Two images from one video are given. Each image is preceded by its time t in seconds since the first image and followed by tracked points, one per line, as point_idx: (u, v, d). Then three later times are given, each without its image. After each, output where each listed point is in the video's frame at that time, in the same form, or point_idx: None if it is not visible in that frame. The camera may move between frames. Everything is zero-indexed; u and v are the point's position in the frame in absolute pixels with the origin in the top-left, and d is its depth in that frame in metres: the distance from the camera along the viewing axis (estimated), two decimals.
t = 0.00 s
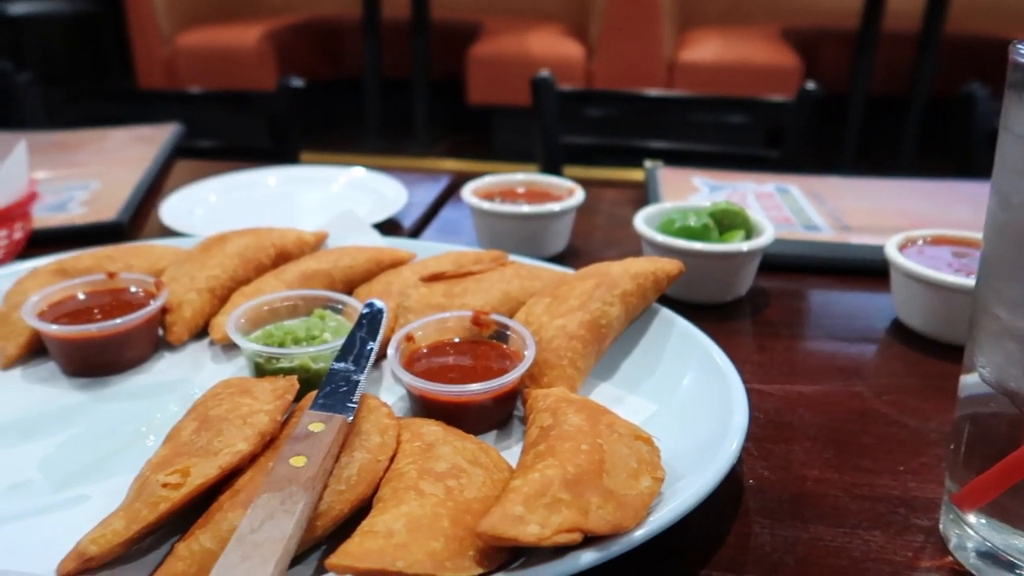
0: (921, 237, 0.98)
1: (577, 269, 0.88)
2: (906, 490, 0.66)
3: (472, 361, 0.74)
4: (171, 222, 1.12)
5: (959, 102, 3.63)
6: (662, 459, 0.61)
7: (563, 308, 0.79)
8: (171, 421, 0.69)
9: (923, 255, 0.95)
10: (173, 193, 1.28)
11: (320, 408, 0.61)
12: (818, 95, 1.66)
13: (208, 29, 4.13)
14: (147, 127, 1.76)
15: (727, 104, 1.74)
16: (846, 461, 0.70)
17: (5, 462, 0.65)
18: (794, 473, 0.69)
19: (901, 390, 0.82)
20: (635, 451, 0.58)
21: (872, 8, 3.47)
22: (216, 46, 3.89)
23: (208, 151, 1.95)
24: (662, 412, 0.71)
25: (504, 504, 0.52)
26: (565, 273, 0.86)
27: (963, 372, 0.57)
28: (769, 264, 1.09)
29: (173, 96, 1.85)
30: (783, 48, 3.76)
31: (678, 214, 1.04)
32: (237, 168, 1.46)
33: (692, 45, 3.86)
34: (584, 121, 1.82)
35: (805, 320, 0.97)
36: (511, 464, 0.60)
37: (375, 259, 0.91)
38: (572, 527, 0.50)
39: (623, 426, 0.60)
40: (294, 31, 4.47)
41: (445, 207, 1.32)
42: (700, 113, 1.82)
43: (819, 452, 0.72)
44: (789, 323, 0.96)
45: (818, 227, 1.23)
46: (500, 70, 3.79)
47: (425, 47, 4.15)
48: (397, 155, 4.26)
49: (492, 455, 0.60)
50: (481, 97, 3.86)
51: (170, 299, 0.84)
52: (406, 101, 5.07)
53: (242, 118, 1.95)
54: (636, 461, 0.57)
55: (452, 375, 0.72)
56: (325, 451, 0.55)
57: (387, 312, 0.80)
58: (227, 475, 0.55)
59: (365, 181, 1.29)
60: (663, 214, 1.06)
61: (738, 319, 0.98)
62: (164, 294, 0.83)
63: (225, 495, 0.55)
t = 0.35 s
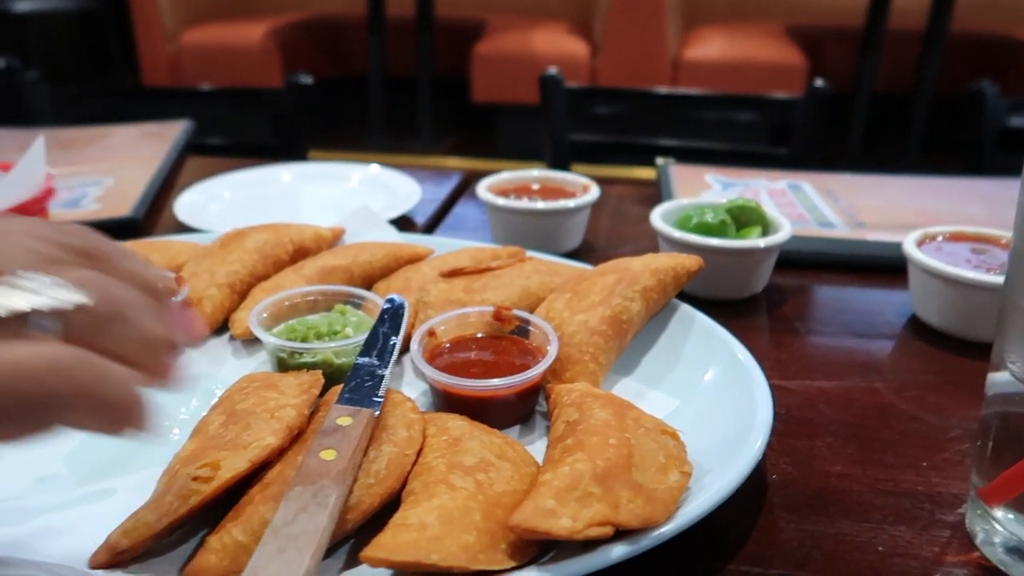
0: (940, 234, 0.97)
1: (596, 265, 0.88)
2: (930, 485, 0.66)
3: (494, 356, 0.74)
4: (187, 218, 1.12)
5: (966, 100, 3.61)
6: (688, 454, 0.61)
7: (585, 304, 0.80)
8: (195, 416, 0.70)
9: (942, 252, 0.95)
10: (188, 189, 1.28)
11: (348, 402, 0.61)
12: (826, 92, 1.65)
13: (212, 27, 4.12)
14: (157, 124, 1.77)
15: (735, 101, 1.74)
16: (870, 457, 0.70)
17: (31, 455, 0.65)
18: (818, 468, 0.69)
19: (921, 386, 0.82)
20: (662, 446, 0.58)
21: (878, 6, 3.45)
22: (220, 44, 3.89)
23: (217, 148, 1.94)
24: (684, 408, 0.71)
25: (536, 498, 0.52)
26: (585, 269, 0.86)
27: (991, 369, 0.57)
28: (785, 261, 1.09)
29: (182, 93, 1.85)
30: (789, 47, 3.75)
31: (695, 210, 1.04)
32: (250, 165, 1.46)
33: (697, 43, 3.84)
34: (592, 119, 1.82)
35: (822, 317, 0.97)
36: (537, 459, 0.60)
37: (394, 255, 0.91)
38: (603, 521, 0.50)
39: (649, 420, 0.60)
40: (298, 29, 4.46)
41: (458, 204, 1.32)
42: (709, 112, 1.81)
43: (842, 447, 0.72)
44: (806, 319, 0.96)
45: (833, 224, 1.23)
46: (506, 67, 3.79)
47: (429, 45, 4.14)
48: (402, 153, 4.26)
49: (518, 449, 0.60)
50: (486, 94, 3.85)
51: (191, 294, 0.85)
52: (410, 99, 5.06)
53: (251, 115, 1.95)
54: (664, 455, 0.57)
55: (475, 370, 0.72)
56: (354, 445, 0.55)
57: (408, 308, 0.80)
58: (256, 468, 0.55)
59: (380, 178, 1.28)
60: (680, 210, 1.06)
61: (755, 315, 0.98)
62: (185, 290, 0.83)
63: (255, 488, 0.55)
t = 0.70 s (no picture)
0: (961, 227, 0.97)
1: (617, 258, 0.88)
2: (957, 477, 0.66)
3: (518, 348, 0.74)
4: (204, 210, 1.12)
5: (973, 96, 3.60)
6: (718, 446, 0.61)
7: (608, 297, 0.80)
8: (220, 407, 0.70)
9: (964, 245, 0.94)
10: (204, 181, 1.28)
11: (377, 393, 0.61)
12: (837, 86, 1.64)
13: (217, 22, 4.12)
14: (169, 118, 1.77)
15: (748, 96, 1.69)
16: (896, 449, 0.70)
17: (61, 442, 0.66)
18: (846, 460, 0.69)
19: (943, 378, 0.82)
20: (693, 436, 0.58)
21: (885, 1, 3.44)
22: (226, 39, 3.89)
23: (229, 143, 1.94)
24: (710, 401, 0.71)
25: (571, 487, 0.52)
26: (606, 261, 0.86)
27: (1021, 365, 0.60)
28: (802, 254, 1.09)
29: (194, 88, 1.85)
30: (794, 42, 3.74)
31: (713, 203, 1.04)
32: (263, 159, 1.47)
33: (702, 38, 3.83)
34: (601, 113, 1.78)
35: (842, 310, 0.97)
36: (566, 451, 0.60)
37: (414, 248, 0.91)
38: (638, 511, 0.50)
39: (678, 411, 0.60)
40: (303, 24, 4.46)
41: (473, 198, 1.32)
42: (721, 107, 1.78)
43: (867, 440, 0.72)
44: (826, 312, 0.96)
45: (850, 218, 1.23)
46: (511, 63, 3.78)
47: (434, 40, 4.13)
48: (406, 149, 4.26)
49: (548, 441, 0.60)
50: (491, 90, 3.84)
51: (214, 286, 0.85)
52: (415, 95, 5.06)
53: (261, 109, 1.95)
54: (695, 446, 0.57)
55: (499, 362, 0.72)
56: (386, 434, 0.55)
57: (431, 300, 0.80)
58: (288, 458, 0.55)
59: (397, 172, 1.28)
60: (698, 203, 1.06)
61: (774, 308, 0.98)
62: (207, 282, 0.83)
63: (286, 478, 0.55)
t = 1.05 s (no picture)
0: (977, 224, 0.97)
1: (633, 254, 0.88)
2: (978, 473, 0.66)
3: (537, 344, 0.74)
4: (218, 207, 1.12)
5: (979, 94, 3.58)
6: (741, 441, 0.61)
7: (626, 292, 0.80)
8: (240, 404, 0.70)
9: (980, 241, 0.94)
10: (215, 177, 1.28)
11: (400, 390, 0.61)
12: (846, 83, 1.64)
13: (220, 19, 4.11)
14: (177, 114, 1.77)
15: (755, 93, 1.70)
16: (917, 446, 0.70)
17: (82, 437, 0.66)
18: (867, 456, 0.69)
19: (960, 375, 0.82)
20: (716, 432, 0.58)
21: None
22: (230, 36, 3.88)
23: (238, 139, 1.95)
24: (729, 397, 0.71)
25: (597, 482, 0.52)
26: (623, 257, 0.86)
27: None
28: (816, 251, 1.09)
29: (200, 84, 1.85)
30: (799, 39, 3.72)
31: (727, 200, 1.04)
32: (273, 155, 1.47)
33: (707, 36, 3.81)
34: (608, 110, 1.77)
35: (858, 306, 0.97)
36: (589, 447, 0.60)
37: (430, 243, 0.91)
38: (665, 506, 0.50)
39: (701, 407, 0.60)
40: (306, 21, 4.45)
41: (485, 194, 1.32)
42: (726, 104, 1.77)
43: (887, 436, 0.71)
44: (842, 308, 0.96)
45: (862, 215, 1.23)
46: (516, 60, 3.77)
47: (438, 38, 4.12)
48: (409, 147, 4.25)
49: (570, 438, 0.60)
50: (495, 88, 3.84)
51: (230, 282, 0.85)
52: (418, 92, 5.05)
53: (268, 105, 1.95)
54: (719, 441, 0.57)
55: (519, 358, 0.72)
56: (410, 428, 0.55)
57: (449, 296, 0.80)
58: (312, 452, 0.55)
59: (409, 169, 1.28)
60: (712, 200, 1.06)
61: (788, 304, 0.98)
62: (225, 278, 0.83)
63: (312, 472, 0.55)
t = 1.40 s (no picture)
0: (990, 222, 0.97)
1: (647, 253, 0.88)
2: (995, 473, 0.66)
3: (553, 344, 0.74)
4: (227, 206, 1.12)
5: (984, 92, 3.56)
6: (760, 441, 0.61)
7: (641, 291, 0.80)
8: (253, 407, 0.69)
9: (993, 240, 0.94)
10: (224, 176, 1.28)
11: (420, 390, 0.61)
12: (852, 82, 1.63)
13: (222, 17, 4.11)
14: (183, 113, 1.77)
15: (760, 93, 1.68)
16: (933, 445, 0.70)
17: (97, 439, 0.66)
18: (883, 456, 0.68)
19: (974, 373, 0.82)
20: (736, 432, 0.58)
21: None
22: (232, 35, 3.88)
23: (243, 138, 1.94)
24: (744, 396, 0.71)
25: (619, 482, 0.52)
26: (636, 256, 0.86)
27: None
28: (827, 249, 1.09)
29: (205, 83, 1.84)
30: (802, 37, 3.71)
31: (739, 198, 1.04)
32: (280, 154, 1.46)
33: (710, 34, 3.80)
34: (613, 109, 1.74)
35: (870, 305, 0.97)
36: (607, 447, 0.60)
37: (442, 242, 0.91)
38: (687, 506, 0.50)
39: (719, 406, 0.60)
40: (308, 19, 4.44)
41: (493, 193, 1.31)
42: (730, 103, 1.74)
43: (903, 435, 0.71)
44: (853, 307, 0.96)
45: (872, 213, 1.22)
46: (518, 58, 3.76)
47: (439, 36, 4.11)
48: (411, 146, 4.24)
49: (589, 438, 0.60)
50: (497, 86, 3.83)
51: (244, 282, 0.85)
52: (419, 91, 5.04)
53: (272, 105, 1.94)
54: (738, 441, 0.57)
55: (536, 358, 0.72)
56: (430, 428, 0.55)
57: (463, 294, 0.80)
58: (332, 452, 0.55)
59: (417, 168, 1.28)
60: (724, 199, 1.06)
61: (801, 303, 0.98)
62: (238, 278, 0.83)
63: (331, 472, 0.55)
